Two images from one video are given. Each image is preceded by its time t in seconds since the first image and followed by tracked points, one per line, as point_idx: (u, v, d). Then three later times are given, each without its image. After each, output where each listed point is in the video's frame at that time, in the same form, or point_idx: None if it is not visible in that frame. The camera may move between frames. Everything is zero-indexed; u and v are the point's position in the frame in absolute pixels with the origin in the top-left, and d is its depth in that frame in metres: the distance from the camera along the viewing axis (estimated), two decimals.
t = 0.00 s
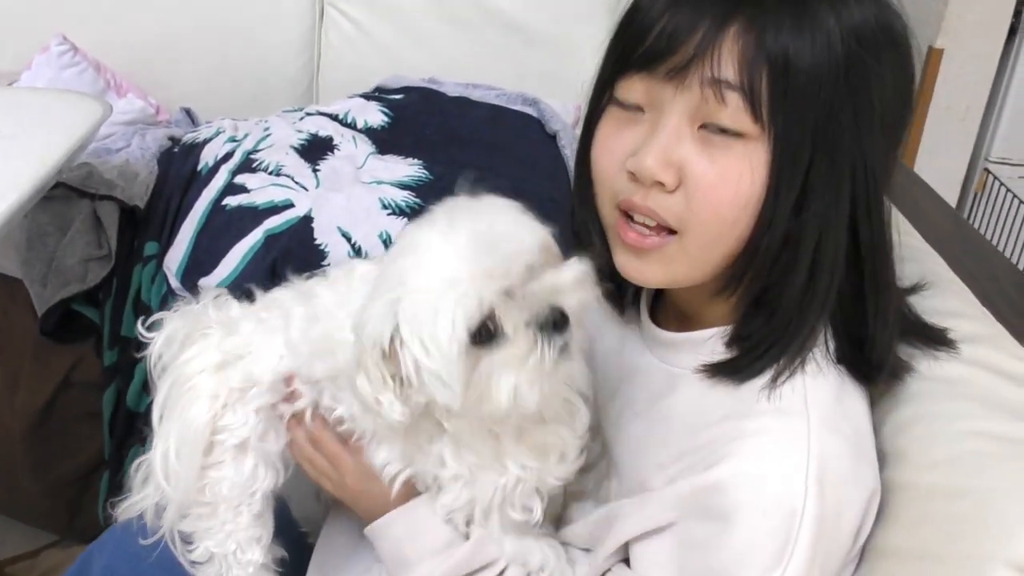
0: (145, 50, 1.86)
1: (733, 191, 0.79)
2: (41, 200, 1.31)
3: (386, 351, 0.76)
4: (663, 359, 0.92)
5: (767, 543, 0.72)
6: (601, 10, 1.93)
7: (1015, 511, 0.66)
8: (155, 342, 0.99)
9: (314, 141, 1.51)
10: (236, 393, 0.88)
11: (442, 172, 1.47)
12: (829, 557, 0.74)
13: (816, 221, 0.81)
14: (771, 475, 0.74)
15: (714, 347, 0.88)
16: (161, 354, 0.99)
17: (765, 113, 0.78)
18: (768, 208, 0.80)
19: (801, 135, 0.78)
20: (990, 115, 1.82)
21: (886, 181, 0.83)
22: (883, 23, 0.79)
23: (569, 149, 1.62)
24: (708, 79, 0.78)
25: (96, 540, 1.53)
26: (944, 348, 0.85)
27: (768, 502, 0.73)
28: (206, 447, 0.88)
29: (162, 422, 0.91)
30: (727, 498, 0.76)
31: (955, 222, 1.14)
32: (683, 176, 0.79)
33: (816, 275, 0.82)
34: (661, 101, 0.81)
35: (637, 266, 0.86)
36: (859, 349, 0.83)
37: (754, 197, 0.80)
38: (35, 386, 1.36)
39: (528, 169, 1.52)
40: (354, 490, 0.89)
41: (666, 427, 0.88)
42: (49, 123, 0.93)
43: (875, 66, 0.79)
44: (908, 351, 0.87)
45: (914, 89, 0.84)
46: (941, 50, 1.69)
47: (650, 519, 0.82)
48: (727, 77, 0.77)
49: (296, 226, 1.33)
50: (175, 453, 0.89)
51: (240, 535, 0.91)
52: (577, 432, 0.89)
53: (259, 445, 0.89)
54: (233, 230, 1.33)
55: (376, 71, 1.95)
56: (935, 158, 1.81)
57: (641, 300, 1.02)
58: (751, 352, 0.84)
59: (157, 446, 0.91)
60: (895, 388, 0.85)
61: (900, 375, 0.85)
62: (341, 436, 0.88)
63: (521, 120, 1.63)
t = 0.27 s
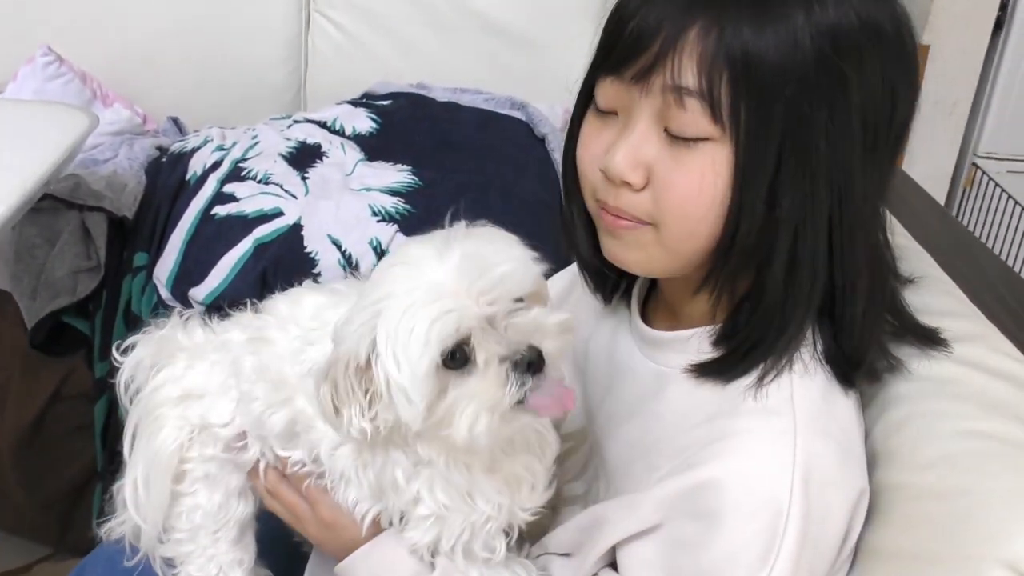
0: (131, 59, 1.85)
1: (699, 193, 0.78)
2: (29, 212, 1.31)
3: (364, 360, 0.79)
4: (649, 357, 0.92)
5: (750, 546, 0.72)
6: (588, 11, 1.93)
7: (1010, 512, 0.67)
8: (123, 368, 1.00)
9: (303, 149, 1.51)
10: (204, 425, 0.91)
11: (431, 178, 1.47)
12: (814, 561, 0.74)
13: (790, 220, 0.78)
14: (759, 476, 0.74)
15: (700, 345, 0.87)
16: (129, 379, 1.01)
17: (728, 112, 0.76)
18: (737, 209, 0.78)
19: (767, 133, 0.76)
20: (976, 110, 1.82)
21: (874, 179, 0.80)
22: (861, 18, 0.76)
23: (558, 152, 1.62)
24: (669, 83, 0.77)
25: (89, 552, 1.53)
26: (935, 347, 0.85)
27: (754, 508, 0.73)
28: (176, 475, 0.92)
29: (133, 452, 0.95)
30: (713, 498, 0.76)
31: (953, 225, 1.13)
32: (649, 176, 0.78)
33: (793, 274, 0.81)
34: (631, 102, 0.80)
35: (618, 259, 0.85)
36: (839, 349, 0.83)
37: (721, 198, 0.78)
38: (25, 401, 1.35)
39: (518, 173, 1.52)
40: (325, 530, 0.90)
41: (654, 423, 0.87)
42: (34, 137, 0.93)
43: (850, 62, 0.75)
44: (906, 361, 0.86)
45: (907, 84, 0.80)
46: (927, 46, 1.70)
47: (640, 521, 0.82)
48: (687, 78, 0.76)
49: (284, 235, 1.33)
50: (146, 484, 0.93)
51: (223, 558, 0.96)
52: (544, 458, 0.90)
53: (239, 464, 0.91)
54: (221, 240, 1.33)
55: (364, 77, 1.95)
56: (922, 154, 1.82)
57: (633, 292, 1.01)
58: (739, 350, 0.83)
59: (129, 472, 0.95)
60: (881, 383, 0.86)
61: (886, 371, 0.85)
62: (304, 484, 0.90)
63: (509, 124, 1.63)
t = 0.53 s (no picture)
0: (131, 69, 1.86)
1: (689, 192, 0.79)
2: (31, 223, 1.31)
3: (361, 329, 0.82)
4: (660, 358, 0.92)
5: (760, 548, 0.72)
6: (586, 13, 1.93)
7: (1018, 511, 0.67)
8: (138, 380, 1.00)
9: (303, 155, 1.51)
10: (220, 432, 0.91)
11: (432, 183, 1.47)
12: (825, 560, 0.73)
13: (783, 221, 0.79)
14: (769, 474, 0.74)
15: (708, 346, 0.87)
16: (144, 393, 1.01)
17: (716, 113, 0.78)
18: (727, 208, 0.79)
19: (757, 133, 0.77)
20: (977, 106, 1.81)
21: (875, 182, 0.80)
22: (858, 21, 0.76)
23: (558, 154, 1.62)
24: (658, 86, 0.79)
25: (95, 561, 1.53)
26: (943, 346, 0.85)
27: (764, 506, 0.73)
28: (193, 485, 0.91)
29: (150, 462, 0.94)
30: (723, 497, 0.75)
31: (961, 223, 1.12)
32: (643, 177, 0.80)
33: (791, 275, 0.81)
34: (627, 105, 0.83)
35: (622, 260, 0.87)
36: (844, 351, 0.82)
37: (711, 197, 0.80)
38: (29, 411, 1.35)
39: (519, 177, 1.52)
40: (342, 523, 0.89)
41: (665, 421, 0.87)
42: (35, 148, 0.93)
43: (844, 64, 0.76)
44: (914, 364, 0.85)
45: (913, 88, 0.79)
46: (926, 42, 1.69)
47: (653, 522, 0.81)
48: (675, 79, 0.78)
49: (287, 241, 1.33)
50: (162, 495, 0.92)
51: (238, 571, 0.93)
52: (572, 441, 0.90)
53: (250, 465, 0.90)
54: (224, 247, 1.33)
55: (363, 82, 1.95)
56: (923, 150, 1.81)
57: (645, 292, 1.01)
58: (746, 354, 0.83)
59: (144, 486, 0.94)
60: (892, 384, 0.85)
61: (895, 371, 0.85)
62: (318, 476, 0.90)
63: (510, 127, 1.63)
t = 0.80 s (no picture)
0: (130, 79, 1.86)
1: (691, 186, 0.81)
2: (32, 234, 1.31)
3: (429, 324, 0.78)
4: (661, 366, 0.93)
5: (766, 558, 0.72)
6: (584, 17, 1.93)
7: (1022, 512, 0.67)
8: (144, 394, 0.98)
9: (303, 163, 1.51)
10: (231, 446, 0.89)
11: (432, 189, 1.47)
12: (829, 564, 0.73)
13: (783, 216, 0.81)
14: (774, 481, 0.74)
15: (710, 352, 0.88)
16: (149, 406, 0.99)
17: (718, 108, 0.80)
18: (729, 202, 0.81)
19: (759, 129, 0.79)
20: (976, 103, 1.81)
21: (875, 182, 0.82)
22: (862, 24, 0.79)
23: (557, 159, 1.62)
24: (662, 82, 0.82)
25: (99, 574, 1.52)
26: (942, 348, 0.85)
27: (766, 512, 0.73)
28: (202, 498, 0.90)
29: (157, 477, 0.92)
30: (725, 500, 0.75)
31: (963, 223, 1.12)
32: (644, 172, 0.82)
33: (789, 271, 0.82)
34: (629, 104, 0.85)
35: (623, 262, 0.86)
36: (843, 348, 0.83)
37: (712, 192, 0.81)
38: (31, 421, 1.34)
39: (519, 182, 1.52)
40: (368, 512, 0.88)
41: (666, 428, 0.88)
42: (33, 160, 0.93)
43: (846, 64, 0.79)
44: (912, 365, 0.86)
45: (913, 92, 0.82)
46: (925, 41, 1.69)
47: (657, 528, 0.80)
48: (678, 77, 0.81)
49: (287, 250, 1.33)
50: (171, 510, 0.90)
51: None
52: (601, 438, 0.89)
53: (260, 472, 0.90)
54: (224, 256, 1.33)
55: (361, 89, 1.95)
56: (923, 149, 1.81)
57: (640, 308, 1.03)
58: (742, 354, 0.85)
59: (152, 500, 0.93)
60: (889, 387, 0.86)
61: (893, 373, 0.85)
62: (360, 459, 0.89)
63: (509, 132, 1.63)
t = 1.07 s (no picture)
0: (131, 86, 1.86)
1: (723, 172, 0.79)
2: (35, 243, 1.31)
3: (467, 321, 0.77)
4: (672, 364, 0.92)
5: (771, 554, 0.71)
6: (583, 18, 1.92)
7: None
8: (172, 386, 0.98)
9: (305, 168, 1.51)
10: (241, 455, 0.89)
11: (434, 194, 1.47)
12: (838, 563, 0.73)
13: (808, 210, 0.80)
14: (779, 476, 0.74)
15: (720, 342, 0.88)
16: (175, 402, 0.99)
17: (755, 98, 0.78)
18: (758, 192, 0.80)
19: (792, 125, 0.78)
20: (978, 100, 1.80)
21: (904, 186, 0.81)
22: (904, 29, 0.77)
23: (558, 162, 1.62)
24: (700, 65, 0.80)
25: None
26: (957, 351, 0.84)
27: (778, 508, 0.73)
28: (214, 502, 0.89)
29: (171, 477, 0.91)
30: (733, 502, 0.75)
31: (970, 223, 1.11)
32: (674, 153, 0.80)
33: (810, 265, 0.81)
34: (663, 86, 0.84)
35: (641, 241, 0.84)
36: (855, 347, 0.83)
37: (742, 180, 0.80)
38: (41, 425, 1.34)
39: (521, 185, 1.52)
40: (381, 523, 0.85)
41: (675, 424, 0.87)
42: (36, 168, 0.93)
43: (886, 66, 0.77)
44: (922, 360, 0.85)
45: (944, 98, 0.81)
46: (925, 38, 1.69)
47: (664, 529, 0.79)
48: (718, 61, 0.79)
49: (290, 255, 1.33)
50: (182, 514, 0.90)
51: None
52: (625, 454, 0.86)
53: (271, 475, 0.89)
54: (227, 263, 1.32)
55: (362, 94, 1.95)
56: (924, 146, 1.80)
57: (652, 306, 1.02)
58: (755, 342, 0.84)
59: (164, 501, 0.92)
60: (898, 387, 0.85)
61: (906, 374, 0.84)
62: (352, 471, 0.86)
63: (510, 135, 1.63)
